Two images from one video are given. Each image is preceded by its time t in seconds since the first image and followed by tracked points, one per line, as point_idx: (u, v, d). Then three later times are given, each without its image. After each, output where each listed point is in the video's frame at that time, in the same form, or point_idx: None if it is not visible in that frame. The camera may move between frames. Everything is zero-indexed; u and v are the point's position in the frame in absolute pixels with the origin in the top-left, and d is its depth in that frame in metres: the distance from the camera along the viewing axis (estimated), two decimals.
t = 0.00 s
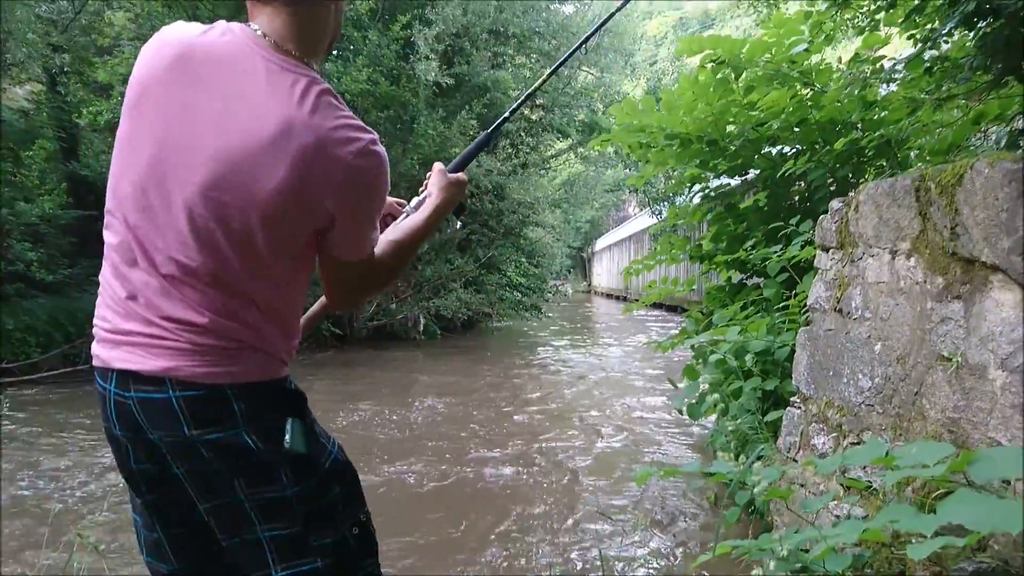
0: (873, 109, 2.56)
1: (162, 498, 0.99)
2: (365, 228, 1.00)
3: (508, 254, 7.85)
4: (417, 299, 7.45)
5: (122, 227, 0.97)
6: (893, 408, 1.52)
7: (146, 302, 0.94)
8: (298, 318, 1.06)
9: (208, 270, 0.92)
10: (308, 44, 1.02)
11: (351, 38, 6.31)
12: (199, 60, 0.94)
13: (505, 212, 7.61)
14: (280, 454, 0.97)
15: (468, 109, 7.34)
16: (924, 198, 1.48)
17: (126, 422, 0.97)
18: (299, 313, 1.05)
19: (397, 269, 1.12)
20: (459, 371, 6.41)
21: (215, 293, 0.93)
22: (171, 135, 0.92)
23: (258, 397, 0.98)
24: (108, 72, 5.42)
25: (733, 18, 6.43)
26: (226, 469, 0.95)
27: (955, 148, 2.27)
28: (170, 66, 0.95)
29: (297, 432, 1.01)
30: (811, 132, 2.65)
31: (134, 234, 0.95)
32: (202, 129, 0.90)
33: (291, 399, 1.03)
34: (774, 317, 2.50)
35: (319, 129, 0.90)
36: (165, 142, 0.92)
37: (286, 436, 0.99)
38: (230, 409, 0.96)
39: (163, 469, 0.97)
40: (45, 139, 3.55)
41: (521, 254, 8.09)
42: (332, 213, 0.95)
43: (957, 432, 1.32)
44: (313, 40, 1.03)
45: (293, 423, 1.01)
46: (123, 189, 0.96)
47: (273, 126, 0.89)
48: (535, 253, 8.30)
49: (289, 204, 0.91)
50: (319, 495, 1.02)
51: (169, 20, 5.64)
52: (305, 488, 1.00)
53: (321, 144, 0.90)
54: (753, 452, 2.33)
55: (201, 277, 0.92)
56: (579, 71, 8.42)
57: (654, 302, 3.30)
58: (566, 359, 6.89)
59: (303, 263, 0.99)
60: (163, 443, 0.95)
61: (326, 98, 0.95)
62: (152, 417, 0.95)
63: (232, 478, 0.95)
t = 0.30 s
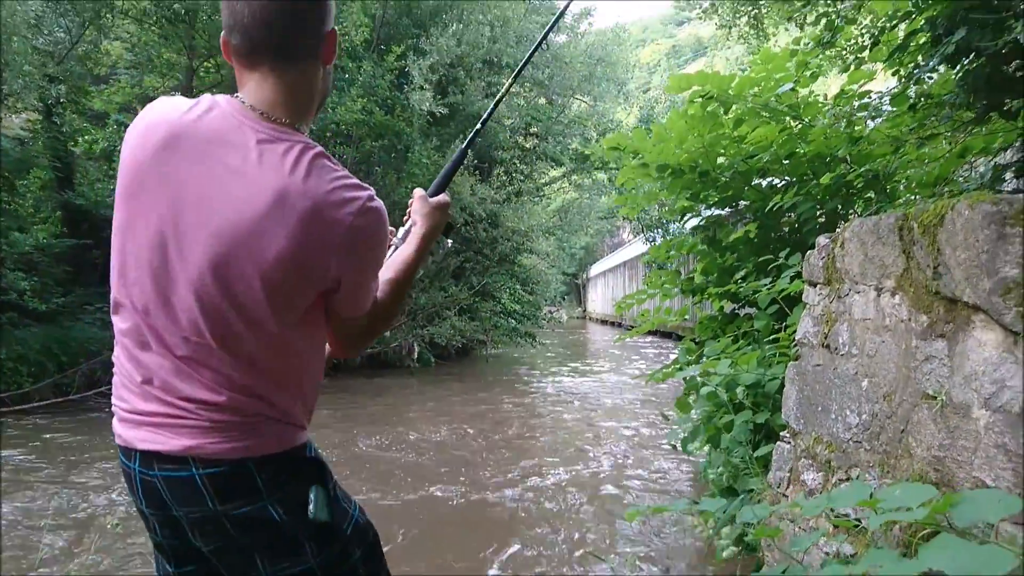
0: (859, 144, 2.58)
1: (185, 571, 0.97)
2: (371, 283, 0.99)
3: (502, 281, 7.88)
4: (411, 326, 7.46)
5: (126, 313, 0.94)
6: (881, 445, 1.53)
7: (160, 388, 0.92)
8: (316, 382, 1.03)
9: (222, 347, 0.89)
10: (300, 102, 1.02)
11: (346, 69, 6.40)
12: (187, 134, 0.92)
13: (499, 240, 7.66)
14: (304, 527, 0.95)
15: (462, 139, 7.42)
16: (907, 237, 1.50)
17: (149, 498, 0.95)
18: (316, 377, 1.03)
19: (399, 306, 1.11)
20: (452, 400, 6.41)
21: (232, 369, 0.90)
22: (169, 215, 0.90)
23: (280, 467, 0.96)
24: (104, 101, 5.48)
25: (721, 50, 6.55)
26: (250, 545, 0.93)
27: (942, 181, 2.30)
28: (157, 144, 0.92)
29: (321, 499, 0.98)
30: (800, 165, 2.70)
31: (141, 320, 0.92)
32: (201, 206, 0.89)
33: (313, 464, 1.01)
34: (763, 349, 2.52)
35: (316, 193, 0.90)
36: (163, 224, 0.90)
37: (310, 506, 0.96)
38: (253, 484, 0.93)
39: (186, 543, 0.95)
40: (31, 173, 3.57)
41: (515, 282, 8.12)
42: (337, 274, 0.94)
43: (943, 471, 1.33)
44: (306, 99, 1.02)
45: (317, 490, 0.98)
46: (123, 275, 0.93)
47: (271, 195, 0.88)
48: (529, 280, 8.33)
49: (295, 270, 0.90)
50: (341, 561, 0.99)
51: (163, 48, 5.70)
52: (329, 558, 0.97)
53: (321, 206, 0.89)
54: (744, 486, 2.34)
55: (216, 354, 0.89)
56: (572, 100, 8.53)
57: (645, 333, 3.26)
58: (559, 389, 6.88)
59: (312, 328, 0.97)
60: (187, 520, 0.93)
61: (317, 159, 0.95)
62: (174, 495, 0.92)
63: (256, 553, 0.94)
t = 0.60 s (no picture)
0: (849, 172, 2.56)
1: None
2: (360, 332, 1.00)
3: (498, 305, 7.91)
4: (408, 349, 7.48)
5: (116, 366, 0.96)
6: (873, 474, 1.55)
7: (153, 440, 0.94)
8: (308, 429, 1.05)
9: (210, 401, 0.91)
10: (280, 151, 1.04)
11: (343, 95, 6.48)
12: (174, 192, 0.95)
13: (496, 263, 7.71)
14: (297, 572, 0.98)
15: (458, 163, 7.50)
16: (895, 268, 1.53)
17: (143, 541, 0.96)
18: (307, 423, 1.04)
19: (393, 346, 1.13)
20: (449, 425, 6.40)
21: (221, 421, 0.92)
22: (156, 273, 0.92)
23: (270, 515, 0.97)
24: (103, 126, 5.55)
25: (714, 76, 6.66)
26: None
27: (933, 208, 2.34)
28: (144, 201, 0.94)
29: (312, 546, 1.00)
30: (792, 192, 2.71)
31: (132, 374, 0.94)
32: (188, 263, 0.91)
33: (305, 510, 1.03)
34: (757, 376, 2.54)
35: (298, 248, 0.92)
36: (151, 281, 0.92)
37: (302, 552, 0.98)
38: (246, 531, 0.95)
39: None
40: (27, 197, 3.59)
41: (512, 305, 8.15)
42: (324, 326, 0.95)
43: (933, 501, 1.34)
44: (285, 148, 1.05)
45: (310, 536, 1.00)
46: (114, 330, 0.96)
47: (255, 251, 0.90)
48: (526, 303, 8.36)
49: (282, 324, 0.92)
50: None
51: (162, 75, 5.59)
52: None
53: (304, 260, 0.91)
54: (740, 513, 2.35)
55: (204, 407, 0.91)
56: (568, 125, 8.63)
57: (643, 356, 3.25)
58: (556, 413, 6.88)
59: (301, 377, 0.99)
60: (180, 566, 0.95)
61: (301, 212, 0.97)
62: (168, 541, 0.94)
63: None
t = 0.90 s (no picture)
0: (843, 200, 2.59)
1: None
2: (346, 389, 1.05)
3: (497, 330, 7.98)
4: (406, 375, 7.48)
5: (104, 420, 1.00)
6: (869, 505, 1.55)
7: (144, 494, 0.98)
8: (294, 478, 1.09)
9: (199, 458, 0.95)
10: (268, 206, 1.10)
11: (343, 121, 6.52)
12: (163, 256, 0.99)
13: (493, 288, 7.76)
14: None
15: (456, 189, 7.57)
16: (888, 298, 1.55)
17: None
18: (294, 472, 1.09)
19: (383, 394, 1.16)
20: (447, 450, 6.37)
21: (209, 477, 0.97)
22: (144, 334, 0.96)
23: (259, 562, 1.03)
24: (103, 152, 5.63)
25: (710, 104, 6.76)
26: None
27: (928, 235, 2.37)
28: (132, 264, 0.98)
29: None
30: (789, 219, 2.71)
31: (121, 430, 0.98)
32: (177, 325, 0.95)
33: (294, 555, 1.09)
34: (754, 404, 2.55)
35: (287, 312, 0.97)
36: (140, 343, 0.96)
37: None
38: None
39: None
40: (51, 215, 3.81)
41: (509, 329, 8.17)
42: (311, 385, 1.00)
43: (929, 533, 1.35)
44: (274, 203, 1.11)
45: None
46: (101, 385, 0.99)
47: (245, 316, 0.95)
48: (524, 328, 8.38)
49: (269, 384, 0.96)
50: None
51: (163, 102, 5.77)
52: None
53: (292, 324, 0.96)
54: (739, 543, 2.34)
55: (194, 464, 0.96)
56: (566, 151, 8.72)
57: (642, 382, 3.25)
58: (554, 438, 6.87)
59: (289, 431, 1.04)
60: None
61: (288, 273, 1.01)
62: None
63: None
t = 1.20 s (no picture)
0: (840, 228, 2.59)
1: None
2: (350, 415, 1.04)
3: (495, 354, 7.97)
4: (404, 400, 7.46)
5: (113, 453, 1.01)
6: (868, 534, 1.55)
7: (149, 526, 0.98)
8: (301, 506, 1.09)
9: (203, 485, 0.96)
10: (269, 238, 1.10)
11: (342, 147, 6.58)
12: (168, 286, 1.00)
13: (492, 312, 7.79)
14: None
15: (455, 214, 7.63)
16: (885, 327, 1.56)
17: None
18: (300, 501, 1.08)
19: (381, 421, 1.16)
20: (445, 475, 6.34)
21: (214, 505, 0.96)
22: (151, 365, 0.97)
23: None
24: (102, 177, 5.72)
25: (707, 129, 6.85)
26: None
27: (924, 261, 2.39)
28: (138, 296, 1.00)
29: None
30: (784, 246, 2.73)
31: (128, 462, 0.99)
32: (183, 354, 0.96)
33: None
34: (752, 430, 2.55)
35: (289, 337, 0.97)
36: (146, 372, 0.97)
37: None
38: None
39: None
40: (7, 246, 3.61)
41: (508, 354, 8.17)
42: (315, 411, 1.00)
43: (929, 562, 1.35)
44: (274, 236, 1.11)
45: None
46: (109, 418, 1.00)
47: (248, 342, 0.96)
48: (523, 352, 8.38)
49: (271, 411, 0.96)
50: None
51: (162, 127, 5.86)
52: None
53: (294, 347, 0.97)
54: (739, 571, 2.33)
55: (199, 493, 0.96)
56: (564, 176, 8.80)
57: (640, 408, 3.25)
58: (552, 464, 6.83)
59: (294, 459, 1.03)
60: None
61: (290, 300, 1.02)
62: None
63: None
